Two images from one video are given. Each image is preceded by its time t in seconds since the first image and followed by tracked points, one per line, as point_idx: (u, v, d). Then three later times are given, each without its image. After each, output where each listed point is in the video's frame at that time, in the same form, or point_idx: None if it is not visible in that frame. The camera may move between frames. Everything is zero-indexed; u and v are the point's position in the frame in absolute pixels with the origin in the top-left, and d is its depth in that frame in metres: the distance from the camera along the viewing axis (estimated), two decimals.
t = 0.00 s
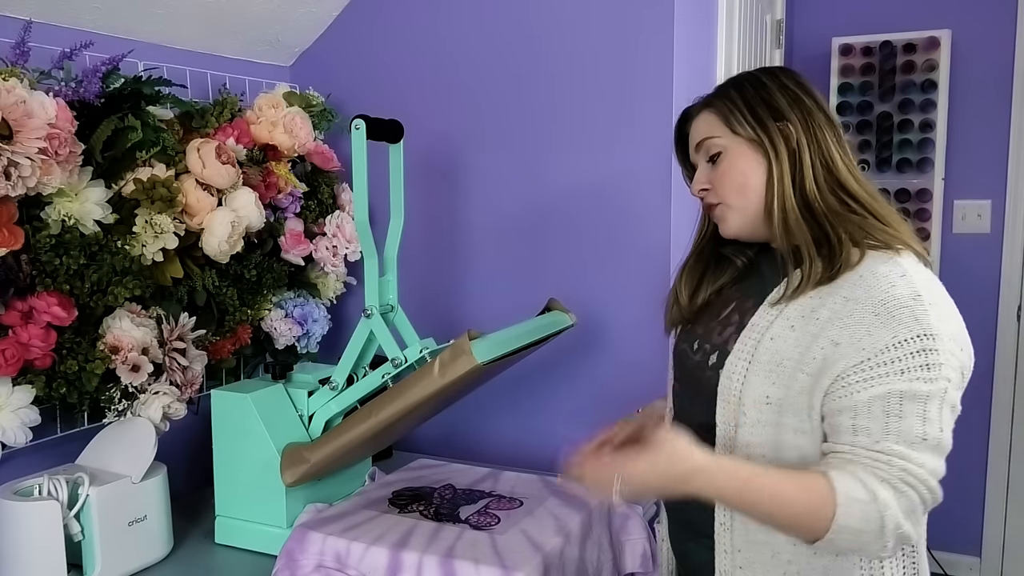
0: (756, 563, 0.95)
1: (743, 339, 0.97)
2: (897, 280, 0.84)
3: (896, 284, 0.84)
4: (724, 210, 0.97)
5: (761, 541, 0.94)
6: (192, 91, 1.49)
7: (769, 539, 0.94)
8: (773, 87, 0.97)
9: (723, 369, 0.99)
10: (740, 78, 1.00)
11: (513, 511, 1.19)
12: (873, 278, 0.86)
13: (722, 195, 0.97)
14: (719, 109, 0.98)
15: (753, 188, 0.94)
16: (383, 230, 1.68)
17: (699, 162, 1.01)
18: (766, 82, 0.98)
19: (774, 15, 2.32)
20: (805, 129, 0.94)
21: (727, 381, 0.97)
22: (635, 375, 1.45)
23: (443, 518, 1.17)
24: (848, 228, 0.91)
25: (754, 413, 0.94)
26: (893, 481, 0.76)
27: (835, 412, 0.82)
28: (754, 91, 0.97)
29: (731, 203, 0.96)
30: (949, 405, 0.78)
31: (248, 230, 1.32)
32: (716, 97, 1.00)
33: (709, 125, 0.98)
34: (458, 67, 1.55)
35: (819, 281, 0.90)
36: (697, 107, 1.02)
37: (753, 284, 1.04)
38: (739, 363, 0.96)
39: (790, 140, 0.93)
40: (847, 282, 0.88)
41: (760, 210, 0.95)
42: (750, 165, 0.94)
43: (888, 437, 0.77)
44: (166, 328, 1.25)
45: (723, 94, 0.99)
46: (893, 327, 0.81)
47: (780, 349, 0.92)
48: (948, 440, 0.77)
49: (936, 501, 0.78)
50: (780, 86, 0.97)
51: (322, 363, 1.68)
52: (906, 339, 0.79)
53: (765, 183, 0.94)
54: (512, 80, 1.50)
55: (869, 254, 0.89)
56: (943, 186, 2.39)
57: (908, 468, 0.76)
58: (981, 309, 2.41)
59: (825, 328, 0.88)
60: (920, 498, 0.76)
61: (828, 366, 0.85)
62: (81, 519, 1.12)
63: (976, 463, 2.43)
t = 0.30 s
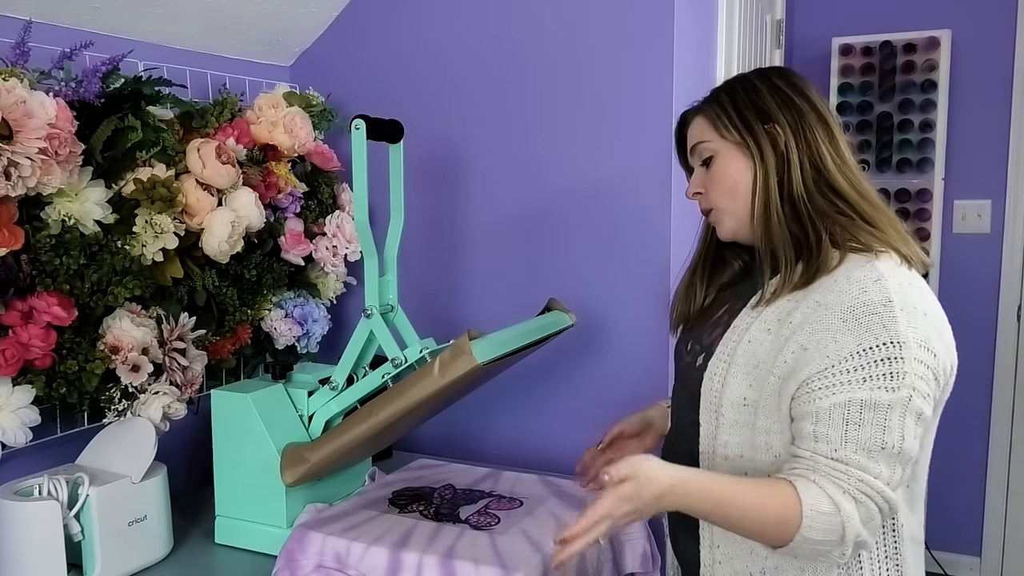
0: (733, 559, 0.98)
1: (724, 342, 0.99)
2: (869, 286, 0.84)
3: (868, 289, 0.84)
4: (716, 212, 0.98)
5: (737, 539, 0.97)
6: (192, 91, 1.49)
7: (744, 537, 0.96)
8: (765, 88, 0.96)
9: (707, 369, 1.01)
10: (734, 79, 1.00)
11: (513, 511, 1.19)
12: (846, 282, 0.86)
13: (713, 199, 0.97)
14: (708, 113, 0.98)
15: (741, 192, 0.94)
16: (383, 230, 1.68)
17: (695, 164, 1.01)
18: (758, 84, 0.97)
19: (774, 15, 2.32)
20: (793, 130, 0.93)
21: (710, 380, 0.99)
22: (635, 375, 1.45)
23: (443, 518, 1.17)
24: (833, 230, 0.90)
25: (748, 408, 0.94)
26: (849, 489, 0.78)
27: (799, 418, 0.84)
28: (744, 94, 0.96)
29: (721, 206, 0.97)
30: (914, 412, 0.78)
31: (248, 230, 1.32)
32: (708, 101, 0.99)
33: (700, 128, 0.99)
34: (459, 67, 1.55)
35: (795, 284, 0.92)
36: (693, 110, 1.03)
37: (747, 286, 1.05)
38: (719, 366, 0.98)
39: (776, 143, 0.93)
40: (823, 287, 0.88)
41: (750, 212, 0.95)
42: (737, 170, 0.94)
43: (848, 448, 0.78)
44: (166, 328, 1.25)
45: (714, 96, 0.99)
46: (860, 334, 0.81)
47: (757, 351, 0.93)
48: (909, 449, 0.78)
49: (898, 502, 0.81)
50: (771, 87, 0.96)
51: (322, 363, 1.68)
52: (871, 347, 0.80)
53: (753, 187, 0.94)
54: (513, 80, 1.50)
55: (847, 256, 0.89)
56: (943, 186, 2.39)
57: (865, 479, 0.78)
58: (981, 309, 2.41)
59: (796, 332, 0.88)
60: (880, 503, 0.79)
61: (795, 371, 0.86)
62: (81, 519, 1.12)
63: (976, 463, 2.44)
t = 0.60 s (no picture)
0: (740, 560, 0.97)
1: (730, 343, 0.97)
2: (874, 281, 0.85)
3: (873, 285, 0.84)
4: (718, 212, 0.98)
5: (744, 540, 0.96)
6: (192, 91, 1.49)
7: (752, 538, 0.95)
8: (763, 88, 0.96)
9: (713, 371, 0.99)
10: (731, 80, 1.00)
11: (513, 511, 1.19)
12: (852, 279, 0.86)
13: (716, 198, 0.97)
14: (708, 114, 0.97)
15: (743, 191, 0.94)
16: (383, 230, 1.68)
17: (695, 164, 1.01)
18: (756, 82, 0.97)
19: (774, 14, 2.32)
20: (794, 128, 0.92)
21: (716, 381, 0.98)
22: (635, 374, 1.45)
23: (443, 518, 1.17)
24: (836, 229, 0.90)
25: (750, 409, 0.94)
26: (843, 479, 0.79)
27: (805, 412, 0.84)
28: (742, 93, 0.96)
29: (723, 206, 0.96)
30: (918, 404, 0.79)
31: (248, 230, 1.32)
32: (707, 101, 0.99)
33: (700, 128, 0.98)
34: (460, 67, 1.54)
35: (800, 283, 0.91)
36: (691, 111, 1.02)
37: (747, 286, 1.04)
38: (726, 364, 0.97)
39: (777, 142, 0.92)
40: (827, 288, 0.88)
41: (752, 212, 0.95)
42: (739, 170, 0.94)
43: (850, 440, 0.79)
44: (166, 329, 1.25)
45: (712, 96, 0.99)
46: (864, 329, 0.82)
47: (765, 352, 0.92)
48: (913, 440, 0.78)
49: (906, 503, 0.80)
50: (769, 86, 0.96)
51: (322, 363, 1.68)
52: (875, 340, 0.81)
53: (755, 186, 0.93)
54: (514, 79, 1.50)
55: (853, 253, 0.89)
56: (943, 186, 2.39)
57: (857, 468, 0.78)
58: (981, 309, 2.41)
59: (802, 328, 0.88)
60: (877, 497, 0.78)
61: (800, 368, 0.87)
62: (81, 519, 1.12)
63: (976, 463, 2.44)
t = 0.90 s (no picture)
0: (756, 551, 0.95)
1: (747, 337, 0.96)
2: (884, 265, 0.84)
3: (884, 268, 0.84)
4: (748, 170, 0.96)
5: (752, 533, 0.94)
6: (192, 91, 1.49)
7: (769, 528, 0.94)
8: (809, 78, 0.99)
9: (729, 372, 0.97)
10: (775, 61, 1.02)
11: (514, 511, 1.19)
12: (863, 265, 0.86)
13: (749, 155, 0.95)
14: (766, 81, 0.99)
15: (784, 158, 0.94)
16: (383, 230, 1.68)
17: (729, 125, 1.00)
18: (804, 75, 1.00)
19: (774, 15, 2.32)
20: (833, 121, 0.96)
21: (733, 382, 0.96)
22: (634, 373, 1.45)
23: (443, 518, 1.17)
24: (852, 224, 0.91)
25: (746, 409, 0.94)
26: (842, 442, 0.78)
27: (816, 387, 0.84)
28: (797, 77, 0.99)
29: (757, 165, 0.95)
30: (926, 377, 0.77)
31: (248, 230, 1.32)
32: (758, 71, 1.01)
33: (751, 88, 0.99)
34: (463, 67, 1.54)
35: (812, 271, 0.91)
36: (733, 76, 1.03)
37: (747, 286, 1.03)
38: (744, 359, 0.95)
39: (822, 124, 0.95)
40: (844, 276, 0.87)
41: (781, 182, 0.95)
42: (783, 136, 0.95)
43: (854, 405, 0.78)
44: (166, 328, 1.25)
45: (763, 67, 1.01)
46: (874, 304, 0.81)
47: (781, 344, 0.91)
48: (920, 410, 0.76)
49: (913, 475, 0.77)
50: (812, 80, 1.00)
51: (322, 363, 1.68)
52: (884, 315, 0.80)
53: (794, 156, 0.94)
54: (512, 78, 1.50)
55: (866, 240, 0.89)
56: (943, 186, 2.39)
57: (860, 428, 0.77)
58: (981, 309, 2.41)
59: (816, 309, 0.88)
60: (880, 461, 0.76)
61: (814, 344, 0.87)
62: (81, 519, 1.12)
63: (977, 463, 2.44)
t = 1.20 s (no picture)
0: (770, 551, 0.94)
1: (746, 336, 0.95)
2: (880, 261, 0.85)
3: (880, 266, 0.84)
4: (774, 172, 0.95)
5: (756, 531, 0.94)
6: (192, 91, 1.49)
7: (780, 526, 0.93)
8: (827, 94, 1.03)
9: (730, 374, 0.96)
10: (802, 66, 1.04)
11: (514, 511, 1.19)
12: (860, 263, 0.86)
13: (784, 157, 0.94)
14: (800, 89, 1.00)
15: (807, 170, 0.96)
16: (383, 230, 1.68)
17: (759, 121, 0.98)
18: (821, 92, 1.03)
19: (774, 15, 2.32)
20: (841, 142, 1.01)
21: (735, 383, 0.94)
22: (633, 373, 1.45)
23: (443, 518, 1.17)
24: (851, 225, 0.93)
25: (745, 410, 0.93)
26: (873, 441, 0.75)
27: (826, 387, 0.82)
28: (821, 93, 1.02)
29: (785, 169, 0.94)
30: (936, 373, 0.77)
31: (248, 230, 1.33)
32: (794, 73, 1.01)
33: (788, 91, 0.99)
34: (463, 67, 1.54)
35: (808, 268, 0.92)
36: (769, 69, 1.02)
37: (744, 287, 1.02)
38: (744, 360, 0.94)
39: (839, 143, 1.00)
40: (839, 275, 0.87)
41: (800, 190, 0.96)
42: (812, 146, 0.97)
43: (874, 405, 0.76)
44: (166, 328, 1.25)
45: (799, 72, 1.02)
46: (877, 303, 0.81)
47: (781, 343, 0.91)
48: (935, 407, 0.76)
49: (933, 471, 0.76)
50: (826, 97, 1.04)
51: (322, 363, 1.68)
52: (889, 313, 0.80)
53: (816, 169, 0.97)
54: (511, 77, 1.50)
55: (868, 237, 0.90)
56: (943, 186, 2.39)
57: (887, 430, 0.75)
58: (981, 309, 2.41)
59: (816, 309, 0.88)
60: (906, 461, 0.74)
61: (816, 348, 0.86)
62: (81, 519, 1.12)
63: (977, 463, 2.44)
